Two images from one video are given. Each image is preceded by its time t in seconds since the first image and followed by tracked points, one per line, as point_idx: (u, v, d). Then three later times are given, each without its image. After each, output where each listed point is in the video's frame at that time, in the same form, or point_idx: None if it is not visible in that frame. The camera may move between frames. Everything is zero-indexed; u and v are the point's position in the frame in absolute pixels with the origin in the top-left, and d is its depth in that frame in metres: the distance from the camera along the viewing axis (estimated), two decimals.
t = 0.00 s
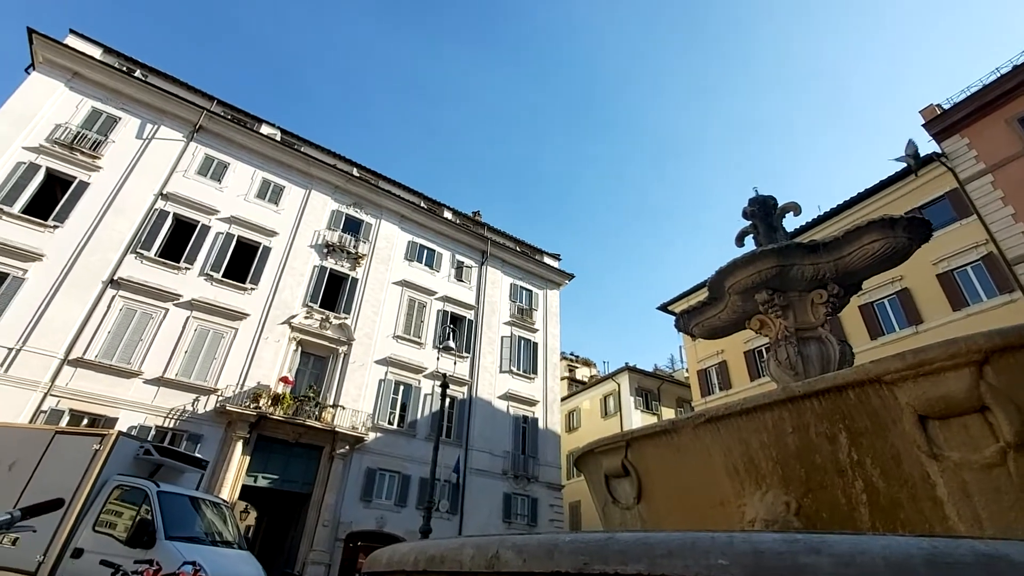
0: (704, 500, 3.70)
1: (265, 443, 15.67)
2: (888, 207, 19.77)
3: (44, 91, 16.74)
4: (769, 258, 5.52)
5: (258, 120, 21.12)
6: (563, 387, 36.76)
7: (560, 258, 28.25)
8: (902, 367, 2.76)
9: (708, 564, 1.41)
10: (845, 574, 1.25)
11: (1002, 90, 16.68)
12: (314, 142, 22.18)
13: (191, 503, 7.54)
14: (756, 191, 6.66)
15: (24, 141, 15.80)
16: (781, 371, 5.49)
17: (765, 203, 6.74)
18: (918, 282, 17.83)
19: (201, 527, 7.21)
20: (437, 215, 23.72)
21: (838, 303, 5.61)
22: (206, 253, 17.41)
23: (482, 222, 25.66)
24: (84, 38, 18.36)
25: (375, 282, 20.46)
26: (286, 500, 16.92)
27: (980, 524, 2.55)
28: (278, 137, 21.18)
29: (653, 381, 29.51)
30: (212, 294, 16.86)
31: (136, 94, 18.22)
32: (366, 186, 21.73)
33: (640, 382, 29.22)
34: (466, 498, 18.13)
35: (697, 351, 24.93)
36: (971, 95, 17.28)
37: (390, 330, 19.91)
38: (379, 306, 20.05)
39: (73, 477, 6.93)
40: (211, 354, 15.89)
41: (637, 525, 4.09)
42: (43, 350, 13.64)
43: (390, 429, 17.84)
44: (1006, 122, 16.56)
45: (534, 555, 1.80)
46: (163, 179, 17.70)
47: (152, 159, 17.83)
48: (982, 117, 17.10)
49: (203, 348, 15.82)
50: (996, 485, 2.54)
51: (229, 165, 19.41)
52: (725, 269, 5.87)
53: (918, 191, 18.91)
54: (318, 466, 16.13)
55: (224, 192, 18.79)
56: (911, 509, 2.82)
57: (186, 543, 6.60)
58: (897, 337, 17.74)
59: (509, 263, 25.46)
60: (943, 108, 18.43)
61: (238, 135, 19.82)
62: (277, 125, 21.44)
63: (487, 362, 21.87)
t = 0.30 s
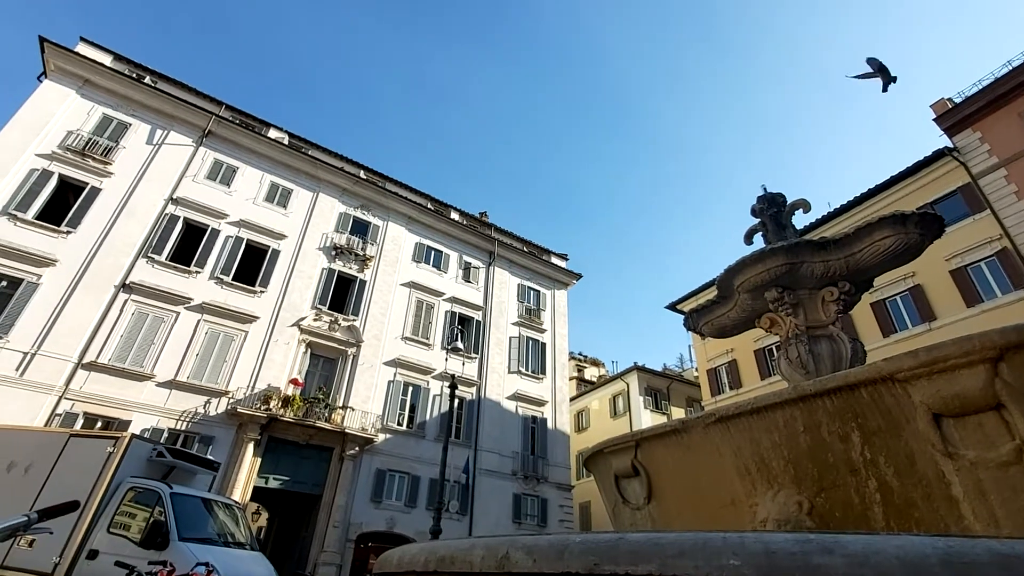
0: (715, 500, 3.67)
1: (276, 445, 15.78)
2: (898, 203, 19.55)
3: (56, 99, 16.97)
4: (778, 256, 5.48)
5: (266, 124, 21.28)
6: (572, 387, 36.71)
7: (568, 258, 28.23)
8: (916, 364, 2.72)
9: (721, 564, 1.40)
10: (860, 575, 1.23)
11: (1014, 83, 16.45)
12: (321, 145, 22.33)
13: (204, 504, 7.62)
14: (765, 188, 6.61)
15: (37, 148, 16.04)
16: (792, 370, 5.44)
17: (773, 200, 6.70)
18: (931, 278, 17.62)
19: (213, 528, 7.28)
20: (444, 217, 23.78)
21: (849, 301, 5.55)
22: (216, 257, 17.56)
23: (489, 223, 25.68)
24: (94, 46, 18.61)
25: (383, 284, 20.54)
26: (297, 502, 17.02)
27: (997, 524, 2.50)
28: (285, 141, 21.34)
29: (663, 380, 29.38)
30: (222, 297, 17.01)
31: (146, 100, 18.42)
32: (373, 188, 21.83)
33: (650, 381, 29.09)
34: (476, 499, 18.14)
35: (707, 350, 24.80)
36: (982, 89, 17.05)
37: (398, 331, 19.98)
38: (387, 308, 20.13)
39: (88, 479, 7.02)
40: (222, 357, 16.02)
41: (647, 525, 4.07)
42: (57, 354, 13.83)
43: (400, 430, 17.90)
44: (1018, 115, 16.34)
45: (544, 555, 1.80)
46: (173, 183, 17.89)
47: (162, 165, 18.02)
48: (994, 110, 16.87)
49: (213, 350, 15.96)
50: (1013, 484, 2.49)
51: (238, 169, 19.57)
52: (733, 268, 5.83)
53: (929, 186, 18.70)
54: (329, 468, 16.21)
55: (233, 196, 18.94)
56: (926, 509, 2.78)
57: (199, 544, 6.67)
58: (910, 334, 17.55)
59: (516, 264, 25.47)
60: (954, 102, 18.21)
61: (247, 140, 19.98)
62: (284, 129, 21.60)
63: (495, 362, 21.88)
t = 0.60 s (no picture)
0: (726, 500, 3.65)
1: (287, 447, 15.89)
2: (911, 198, 19.29)
3: (67, 105, 17.20)
4: (788, 254, 5.43)
5: (274, 128, 21.44)
6: (581, 387, 36.66)
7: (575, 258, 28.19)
8: (929, 362, 2.67)
9: (732, 565, 1.39)
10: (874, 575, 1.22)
11: None
12: (329, 148, 22.46)
13: (216, 506, 7.69)
14: (773, 185, 6.56)
15: (50, 155, 16.27)
16: (803, 368, 5.40)
17: (782, 198, 6.64)
18: (944, 274, 17.40)
19: (226, 529, 7.35)
20: (451, 218, 23.82)
21: (860, 298, 5.49)
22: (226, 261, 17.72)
23: (496, 224, 25.69)
24: (105, 53, 18.85)
25: (391, 285, 20.63)
26: (308, 503, 17.12)
27: (1014, 524, 2.45)
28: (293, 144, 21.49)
29: (672, 380, 29.23)
30: (232, 300, 17.15)
31: (155, 106, 18.63)
32: (380, 190, 21.93)
33: (659, 381, 28.96)
34: (485, 500, 18.14)
35: (716, 349, 24.66)
36: (994, 82, 16.76)
37: (407, 333, 20.05)
38: (395, 309, 20.20)
39: (102, 481, 7.11)
40: (233, 359, 16.16)
41: (658, 525, 4.06)
42: (71, 358, 14.01)
43: (409, 431, 17.95)
44: None
45: (554, 556, 1.79)
46: (183, 188, 18.06)
47: (172, 170, 18.21)
48: (1007, 103, 16.60)
49: (224, 353, 16.09)
50: None
51: (247, 173, 19.73)
52: (742, 266, 5.79)
53: (941, 181, 18.45)
54: (339, 469, 16.29)
55: (242, 200, 19.10)
56: (941, 508, 2.74)
57: (212, 545, 6.74)
58: (923, 331, 17.34)
59: (524, 264, 25.47)
60: (966, 96, 17.95)
61: (255, 144, 20.12)
62: (292, 133, 21.75)
63: (504, 363, 21.89)
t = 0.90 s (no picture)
0: (737, 500, 3.63)
1: (298, 448, 15.99)
2: (923, 193, 19.04)
3: (78, 112, 17.43)
4: (798, 251, 5.37)
5: (281, 132, 21.58)
6: (590, 387, 36.57)
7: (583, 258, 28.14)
8: (942, 360, 2.63)
9: (744, 565, 1.38)
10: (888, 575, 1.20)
11: None
12: (336, 151, 22.58)
13: (229, 507, 7.75)
14: (782, 182, 6.52)
15: (62, 161, 16.49)
16: (814, 366, 5.35)
17: (792, 194, 6.59)
18: (957, 270, 17.16)
19: (238, 530, 7.41)
20: (458, 219, 23.86)
21: (872, 295, 5.44)
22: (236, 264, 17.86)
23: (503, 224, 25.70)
24: (115, 60, 19.07)
25: (399, 287, 20.70)
26: (319, 504, 17.21)
27: None
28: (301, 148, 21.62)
29: (681, 379, 29.09)
30: (242, 303, 17.29)
31: (164, 111, 18.83)
32: (387, 192, 22.02)
33: (668, 380, 28.81)
34: (495, 500, 18.15)
35: (726, 348, 24.52)
36: (1007, 74, 16.45)
37: (415, 334, 20.11)
38: (403, 310, 20.27)
39: (117, 483, 7.19)
40: (243, 362, 16.29)
41: (669, 525, 4.04)
42: (85, 361, 14.20)
43: (418, 432, 18.00)
44: None
45: (564, 556, 1.79)
46: (193, 193, 18.24)
47: (182, 175, 18.40)
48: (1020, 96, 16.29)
49: (235, 356, 16.23)
50: None
51: (255, 177, 19.88)
52: (752, 264, 5.76)
53: (954, 175, 18.20)
54: (349, 470, 16.36)
55: (251, 204, 19.25)
56: (956, 507, 2.70)
57: (224, 546, 6.79)
58: (937, 328, 17.12)
59: (531, 264, 25.46)
60: (979, 89, 17.66)
61: (263, 148, 20.26)
62: (299, 136, 21.88)
63: (512, 363, 21.89)
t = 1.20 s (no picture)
0: (749, 499, 3.60)
1: (308, 449, 16.08)
2: (934, 188, 18.81)
3: (89, 119, 17.65)
4: (807, 248, 5.32)
5: (289, 135, 21.73)
6: (598, 387, 36.47)
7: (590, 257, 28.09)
8: (956, 357, 2.58)
9: (755, 565, 1.37)
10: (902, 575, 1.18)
11: None
12: (343, 154, 22.71)
13: (240, 508, 7.81)
14: (791, 179, 6.47)
15: (74, 168, 16.71)
16: (825, 364, 5.30)
17: (801, 191, 6.54)
18: (970, 266, 16.94)
19: (250, 531, 7.47)
20: (465, 220, 23.91)
21: (883, 292, 5.38)
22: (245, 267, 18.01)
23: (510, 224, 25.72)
24: (125, 67, 19.31)
25: (407, 288, 20.77)
26: (330, 505, 17.30)
27: None
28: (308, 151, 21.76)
29: (691, 378, 28.94)
30: (252, 305, 17.42)
31: (173, 117, 19.02)
32: (394, 194, 22.12)
33: (677, 379, 28.68)
34: (504, 501, 18.14)
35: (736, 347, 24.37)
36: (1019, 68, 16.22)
37: (423, 335, 20.17)
38: (411, 312, 20.33)
39: (130, 485, 7.26)
40: (254, 364, 16.42)
41: (680, 526, 4.02)
42: (98, 365, 14.38)
43: (427, 433, 18.05)
44: None
45: (575, 557, 1.78)
46: (202, 197, 18.40)
47: (192, 179, 18.59)
48: None
49: (245, 358, 16.35)
50: None
51: (263, 181, 20.02)
52: (761, 262, 5.72)
53: (966, 170, 17.96)
54: (359, 471, 16.43)
55: (260, 207, 19.40)
56: (972, 506, 2.66)
57: (236, 547, 6.85)
58: (951, 324, 16.89)
59: (539, 264, 25.44)
60: (991, 82, 17.43)
61: (271, 151, 20.40)
62: (307, 140, 22.03)
63: (521, 363, 21.89)
